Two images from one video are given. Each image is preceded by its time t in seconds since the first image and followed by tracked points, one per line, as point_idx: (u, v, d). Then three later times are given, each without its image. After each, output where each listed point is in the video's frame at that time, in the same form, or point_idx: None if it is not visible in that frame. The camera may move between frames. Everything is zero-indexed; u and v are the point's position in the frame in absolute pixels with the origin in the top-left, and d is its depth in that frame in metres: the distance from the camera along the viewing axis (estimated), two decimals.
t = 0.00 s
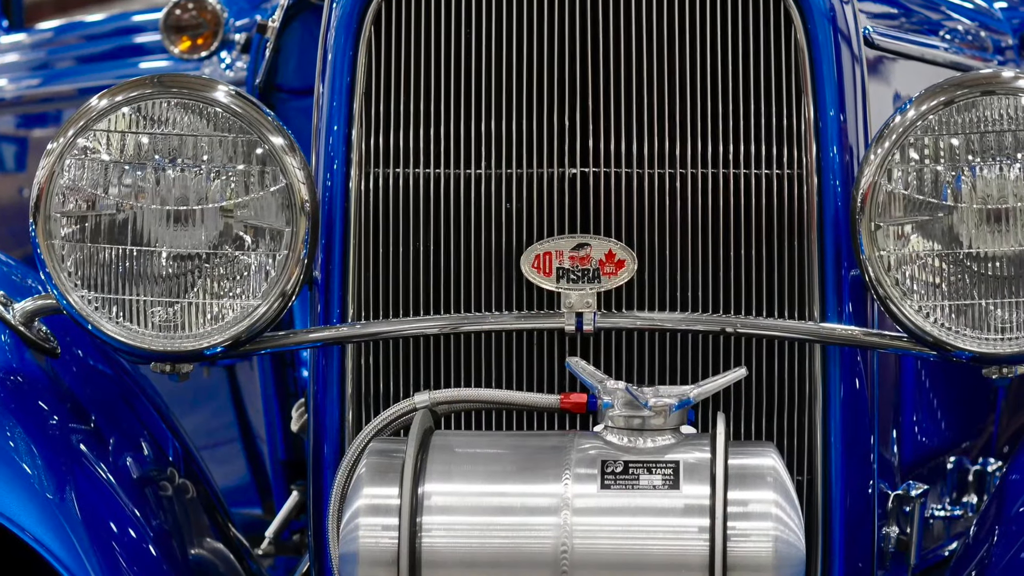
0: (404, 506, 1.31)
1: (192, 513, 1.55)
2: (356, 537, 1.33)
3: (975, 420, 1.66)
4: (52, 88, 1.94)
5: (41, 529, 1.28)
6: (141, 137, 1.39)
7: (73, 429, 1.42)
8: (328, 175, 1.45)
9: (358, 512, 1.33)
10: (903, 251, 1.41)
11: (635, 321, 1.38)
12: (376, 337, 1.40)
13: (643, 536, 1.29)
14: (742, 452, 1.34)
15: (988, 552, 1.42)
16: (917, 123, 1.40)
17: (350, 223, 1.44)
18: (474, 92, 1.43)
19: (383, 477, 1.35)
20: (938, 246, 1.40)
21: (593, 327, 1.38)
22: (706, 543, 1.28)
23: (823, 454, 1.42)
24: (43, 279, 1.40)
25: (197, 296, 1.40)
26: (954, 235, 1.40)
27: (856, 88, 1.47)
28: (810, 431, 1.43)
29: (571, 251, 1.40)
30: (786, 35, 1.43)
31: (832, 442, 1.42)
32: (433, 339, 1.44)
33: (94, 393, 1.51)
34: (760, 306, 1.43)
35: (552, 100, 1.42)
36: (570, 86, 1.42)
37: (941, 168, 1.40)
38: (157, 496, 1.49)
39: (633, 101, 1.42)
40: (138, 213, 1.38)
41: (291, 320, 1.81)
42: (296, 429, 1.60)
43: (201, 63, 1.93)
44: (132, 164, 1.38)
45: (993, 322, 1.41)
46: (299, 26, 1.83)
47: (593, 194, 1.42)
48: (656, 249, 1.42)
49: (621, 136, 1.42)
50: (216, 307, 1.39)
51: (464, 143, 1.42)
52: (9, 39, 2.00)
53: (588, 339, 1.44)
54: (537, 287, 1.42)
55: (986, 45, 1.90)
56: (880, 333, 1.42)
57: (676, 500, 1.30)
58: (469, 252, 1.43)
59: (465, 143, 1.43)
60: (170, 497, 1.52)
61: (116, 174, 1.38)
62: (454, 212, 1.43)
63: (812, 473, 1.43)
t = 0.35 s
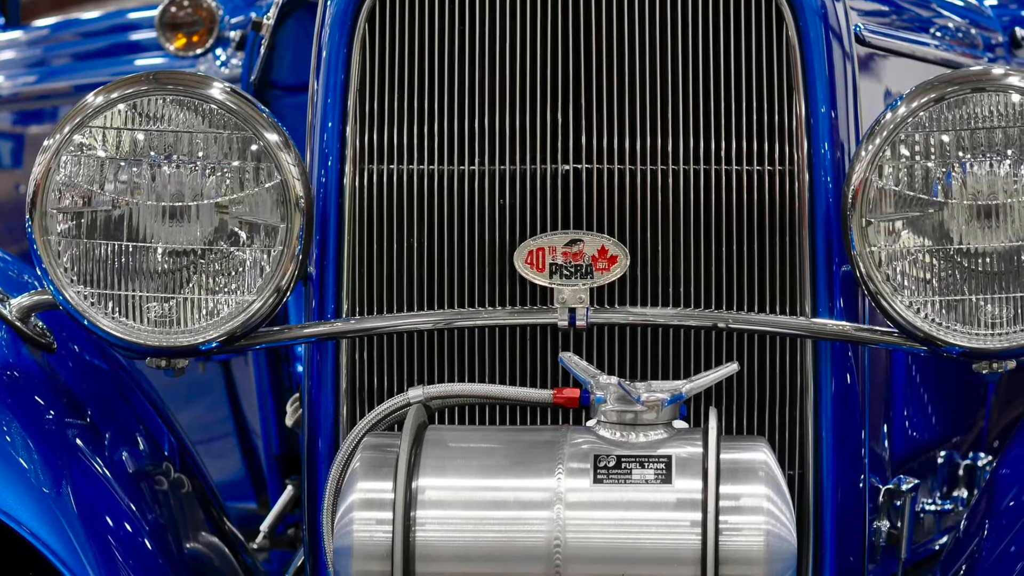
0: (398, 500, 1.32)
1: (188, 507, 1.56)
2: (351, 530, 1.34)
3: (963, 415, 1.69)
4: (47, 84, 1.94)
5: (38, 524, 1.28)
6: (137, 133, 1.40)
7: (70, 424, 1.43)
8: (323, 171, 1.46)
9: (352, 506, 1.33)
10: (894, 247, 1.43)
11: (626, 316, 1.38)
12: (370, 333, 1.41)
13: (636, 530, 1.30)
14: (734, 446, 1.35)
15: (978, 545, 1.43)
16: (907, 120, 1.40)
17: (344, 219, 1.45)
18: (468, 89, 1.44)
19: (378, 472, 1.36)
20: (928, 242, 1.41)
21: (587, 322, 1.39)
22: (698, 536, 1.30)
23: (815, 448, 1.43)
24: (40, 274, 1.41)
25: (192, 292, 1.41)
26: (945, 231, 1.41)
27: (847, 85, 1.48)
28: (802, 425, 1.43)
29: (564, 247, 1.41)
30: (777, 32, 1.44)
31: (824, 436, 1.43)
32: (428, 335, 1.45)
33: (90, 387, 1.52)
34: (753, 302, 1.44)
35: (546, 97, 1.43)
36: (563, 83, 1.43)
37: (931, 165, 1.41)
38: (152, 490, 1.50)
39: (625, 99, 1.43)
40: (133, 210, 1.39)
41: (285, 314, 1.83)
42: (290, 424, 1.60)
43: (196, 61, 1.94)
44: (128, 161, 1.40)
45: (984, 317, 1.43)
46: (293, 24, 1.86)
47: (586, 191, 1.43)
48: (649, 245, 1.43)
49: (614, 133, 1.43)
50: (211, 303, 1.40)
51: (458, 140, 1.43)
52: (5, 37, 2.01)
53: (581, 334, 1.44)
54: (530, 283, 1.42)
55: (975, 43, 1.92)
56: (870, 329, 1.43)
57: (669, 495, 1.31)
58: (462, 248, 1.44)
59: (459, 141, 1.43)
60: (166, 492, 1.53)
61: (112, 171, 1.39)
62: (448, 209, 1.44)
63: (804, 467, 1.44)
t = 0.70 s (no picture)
0: (391, 493, 1.33)
1: (183, 501, 1.58)
2: (343, 523, 1.35)
3: (953, 408, 1.69)
4: (43, 81, 1.96)
5: (33, 516, 1.29)
6: (132, 129, 1.41)
7: (65, 417, 1.44)
8: (315, 167, 1.47)
9: (345, 499, 1.35)
10: (882, 242, 1.44)
11: (617, 310, 1.39)
12: (363, 327, 1.42)
13: (626, 523, 1.31)
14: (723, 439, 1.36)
15: (965, 538, 1.45)
16: (896, 116, 1.42)
17: (337, 215, 1.46)
18: (459, 86, 1.45)
19: (370, 465, 1.37)
20: (917, 237, 1.43)
21: (578, 316, 1.40)
22: (687, 529, 1.31)
23: (804, 442, 1.44)
24: (35, 269, 1.42)
25: (186, 286, 1.42)
26: (933, 226, 1.42)
27: (836, 82, 1.49)
28: (791, 419, 1.44)
29: (555, 242, 1.42)
30: (767, 29, 1.45)
31: (813, 429, 1.44)
32: (421, 330, 1.45)
33: (85, 381, 1.53)
34: (743, 295, 1.46)
35: (537, 93, 1.44)
36: (554, 79, 1.44)
37: (919, 160, 1.42)
38: (147, 483, 1.51)
39: (615, 94, 1.44)
40: (128, 205, 1.40)
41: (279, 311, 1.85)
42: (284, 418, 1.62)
43: (191, 57, 1.96)
44: (122, 156, 1.40)
45: (971, 311, 1.44)
46: (285, 20, 1.85)
47: (577, 185, 1.44)
48: (639, 240, 1.44)
49: (604, 128, 1.44)
50: (205, 297, 1.42)
51: (450, 136, 1.45)
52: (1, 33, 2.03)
53: (572, 328, 1.46)
54: (522, 277, 1.43)
55: (963, 40, 1.96)
56: (859, 323, 1.45)
57: (659, 487, 1.33)
58: (454, 243, 1.45)
59: (451, 136, 1.45)
60: (160, 485, 1.54)
61: (106, 166, 1.40)
62: (440, 204, 1.45)
63: (793, 460, 1.45)
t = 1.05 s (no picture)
0: (382, 484, 1.35)
1: (176, 492, 1.59)
2: (335, 514, 1.37)
3: (938, 400, 1.71)
4: (37, 76, 1.97)
5: (28, 507, 1.30)
6: (125, 124, 1.42)
7: (59, 410, 1.46)
8: (307, 161, 1.48)
9: (336, 490, 1.36)
10: (868, 236, 1.45)
11: (605, 304, 1.41)
12: (355, 320, 1.44)
13: (615, 514, 1.33)
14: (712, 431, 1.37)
15: (951, 529, 1.47)
16: (882, 111, 1.43)
17: (329, 210, 1.48)
18: (449, 81, 1.46)
19: (361, 456, 1.39)
20: (902, 231, 1.44)
21: (567, 309, 1.42)
22: (675, 520, 1.32)
23: (791, 434, 1.46)
24: (30, 262, 1.43)
25: (179, 280, 1.44)
26: (919, 220, 1.44)
27: (822, 73, 1.51)
28: (778, 411, 1.46)
29: (545, 236, 1.43)
30: (754, 25, 1.47)
31: (800, 422, 1.46)
32: (412, 322, 1.47)
33: (78, 373, 1.55)
34: (731, 289, 1.47)
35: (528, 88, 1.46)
36: (543, 75, 1.46)
37: (905, 155, 1.43)
38: (140, 475, 1.53)
39: (604, 90, 1.46)
40: (122, 199, 1.42)
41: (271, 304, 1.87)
42: (276, 409, 1.63)
43: (184, 53, 1.96)
44: (116, 151, 1.42)
45: (956, 305, 1.45)
46: (278, 16, 1.92)
47: (566, 180, 1.45)
48: (628, 234, 1.46)
49: (593, 123, 1.45)
50: (198, 290, 1.43)
51: (440, 131, 1.46)
52: None
53: (561, 321, 1.47)
54: (512, 271, 1.45)
55: (948, 35, 1.95)
56: (846, 316, 1.46)
57: (647, 479, 1.34)
58: (445, 236, 1.46)
59: (442, 131, 1.46)
60: (154, 476, 1.56)
61: (100, 161, 1.42)
62: (430, 198, 1.46)
63: (779, 452, 1.47)
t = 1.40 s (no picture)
0: (373, 476, 1.36)
1: (169, 483, 1.61)
2: (326, 505, 1.38)
3: (923, 391, 1.73)
4: (32, 72, 1.99)
5: (22, 498, 1.31)
6: (118, 119, 1.44)
7: (54, 402, 1.47)
8: (299, 156, 1.50)
9: (328, 482, 1.37)
10: (854, 230, 1.47)
11: (594, 297, 1.42)
12: (345, 313, 1.45)
13: (603, 505, 1.35)
14: (699, 423, 1.39)
15: (936, 519, 1.49)
16: (868, 106, 1.45)
17: (321, 204, 1.49)
18: (440, 77, 1.48)
19: (353, 448, 1.40)
20: (888, 224, 1.45)
21: (556, 302, 1.43)
22: (663, 511, 1.34)
23: (778, 426, 1.47)
24: (24, 256, 1.44)
25: (173, 273, 1.45)
26: (905, 214, 1.45)
27: (809, 70, 1.53)
28: (765, 404, 1.47)
29: (534, 230, 1.45)
30: (741, 21, 1.48)
31: (786, 414, 1.47)
32: (402, 315, 1.48)
33: (73, 366, 1.56)
34: (720, 283, 1.48)
35: (517, 84, 1.47)
36: (532, 70, 1.47)
37: (891, 149, 1.45)
38: (134, 466, 1.54)
39: (593, 84, 1.47)
40: (115, 193, 1.43)
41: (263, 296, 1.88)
42: (268, 401, 1.65)
43: (177, 48, 1.98)
44: (109, 146, 1.43)
45: (942, 298, 1.47)
46: (271, 12, 1.94)
47: (555, 174, 1.47)
48: (617, 228, 1.47)
49: (581, 118, 1.47)
50: (191, 283, 1.45)
51: (430, 125, 1.47)
52: None
53: (549, 314, 1.48)
54: (502, 264, 1.46)
55: (934, 29, 1.99)
56: (832, 309, 1.48)
57: (635, 470, 1.36)
58: (435, 230, 1.48)
59: (432, 126, 1.48)
60: (147, 468, 1.57)
61: (94, 155, 1.43)
62: (421, 192, 1.48)
63: (767, 444, 1.48)
